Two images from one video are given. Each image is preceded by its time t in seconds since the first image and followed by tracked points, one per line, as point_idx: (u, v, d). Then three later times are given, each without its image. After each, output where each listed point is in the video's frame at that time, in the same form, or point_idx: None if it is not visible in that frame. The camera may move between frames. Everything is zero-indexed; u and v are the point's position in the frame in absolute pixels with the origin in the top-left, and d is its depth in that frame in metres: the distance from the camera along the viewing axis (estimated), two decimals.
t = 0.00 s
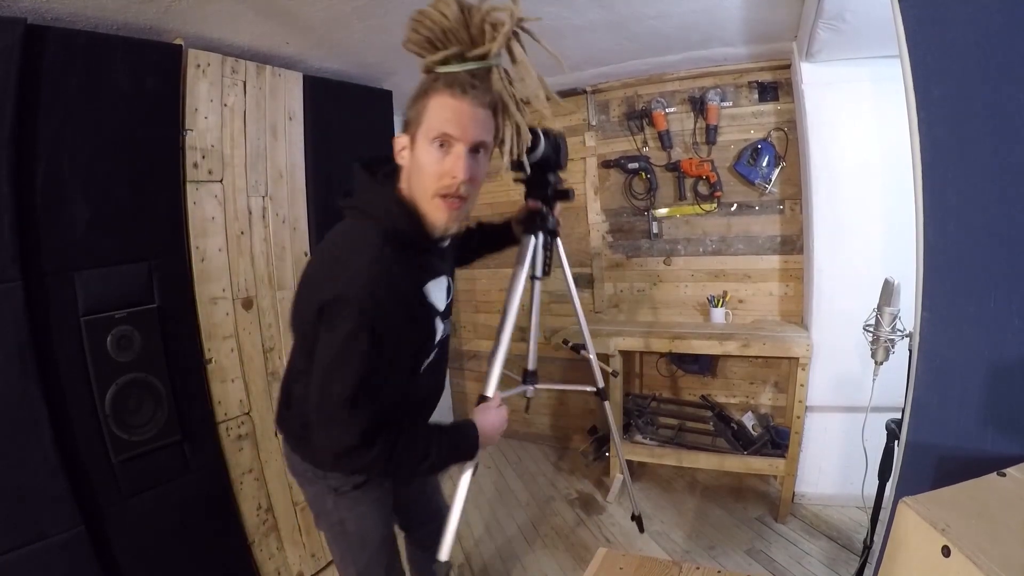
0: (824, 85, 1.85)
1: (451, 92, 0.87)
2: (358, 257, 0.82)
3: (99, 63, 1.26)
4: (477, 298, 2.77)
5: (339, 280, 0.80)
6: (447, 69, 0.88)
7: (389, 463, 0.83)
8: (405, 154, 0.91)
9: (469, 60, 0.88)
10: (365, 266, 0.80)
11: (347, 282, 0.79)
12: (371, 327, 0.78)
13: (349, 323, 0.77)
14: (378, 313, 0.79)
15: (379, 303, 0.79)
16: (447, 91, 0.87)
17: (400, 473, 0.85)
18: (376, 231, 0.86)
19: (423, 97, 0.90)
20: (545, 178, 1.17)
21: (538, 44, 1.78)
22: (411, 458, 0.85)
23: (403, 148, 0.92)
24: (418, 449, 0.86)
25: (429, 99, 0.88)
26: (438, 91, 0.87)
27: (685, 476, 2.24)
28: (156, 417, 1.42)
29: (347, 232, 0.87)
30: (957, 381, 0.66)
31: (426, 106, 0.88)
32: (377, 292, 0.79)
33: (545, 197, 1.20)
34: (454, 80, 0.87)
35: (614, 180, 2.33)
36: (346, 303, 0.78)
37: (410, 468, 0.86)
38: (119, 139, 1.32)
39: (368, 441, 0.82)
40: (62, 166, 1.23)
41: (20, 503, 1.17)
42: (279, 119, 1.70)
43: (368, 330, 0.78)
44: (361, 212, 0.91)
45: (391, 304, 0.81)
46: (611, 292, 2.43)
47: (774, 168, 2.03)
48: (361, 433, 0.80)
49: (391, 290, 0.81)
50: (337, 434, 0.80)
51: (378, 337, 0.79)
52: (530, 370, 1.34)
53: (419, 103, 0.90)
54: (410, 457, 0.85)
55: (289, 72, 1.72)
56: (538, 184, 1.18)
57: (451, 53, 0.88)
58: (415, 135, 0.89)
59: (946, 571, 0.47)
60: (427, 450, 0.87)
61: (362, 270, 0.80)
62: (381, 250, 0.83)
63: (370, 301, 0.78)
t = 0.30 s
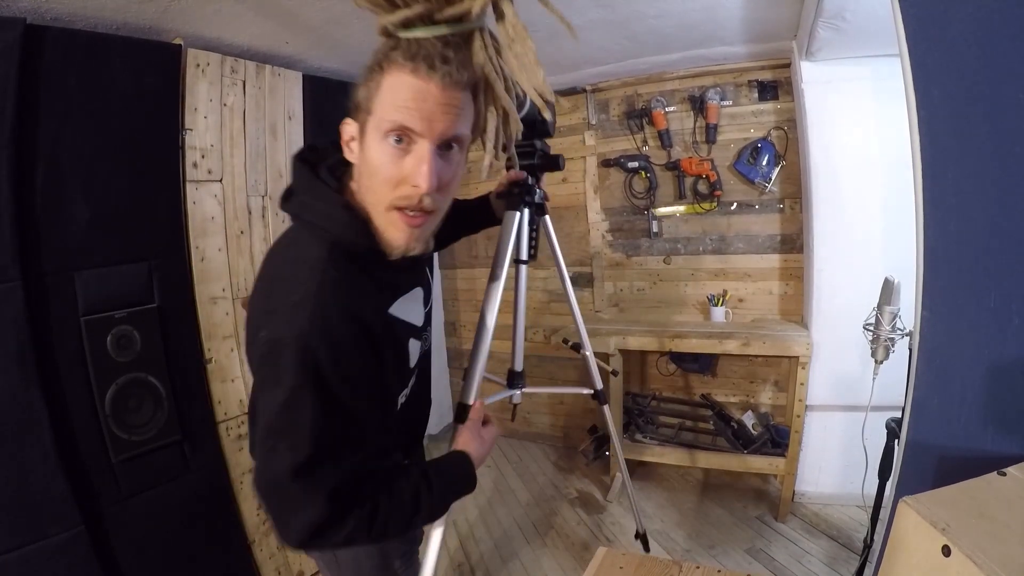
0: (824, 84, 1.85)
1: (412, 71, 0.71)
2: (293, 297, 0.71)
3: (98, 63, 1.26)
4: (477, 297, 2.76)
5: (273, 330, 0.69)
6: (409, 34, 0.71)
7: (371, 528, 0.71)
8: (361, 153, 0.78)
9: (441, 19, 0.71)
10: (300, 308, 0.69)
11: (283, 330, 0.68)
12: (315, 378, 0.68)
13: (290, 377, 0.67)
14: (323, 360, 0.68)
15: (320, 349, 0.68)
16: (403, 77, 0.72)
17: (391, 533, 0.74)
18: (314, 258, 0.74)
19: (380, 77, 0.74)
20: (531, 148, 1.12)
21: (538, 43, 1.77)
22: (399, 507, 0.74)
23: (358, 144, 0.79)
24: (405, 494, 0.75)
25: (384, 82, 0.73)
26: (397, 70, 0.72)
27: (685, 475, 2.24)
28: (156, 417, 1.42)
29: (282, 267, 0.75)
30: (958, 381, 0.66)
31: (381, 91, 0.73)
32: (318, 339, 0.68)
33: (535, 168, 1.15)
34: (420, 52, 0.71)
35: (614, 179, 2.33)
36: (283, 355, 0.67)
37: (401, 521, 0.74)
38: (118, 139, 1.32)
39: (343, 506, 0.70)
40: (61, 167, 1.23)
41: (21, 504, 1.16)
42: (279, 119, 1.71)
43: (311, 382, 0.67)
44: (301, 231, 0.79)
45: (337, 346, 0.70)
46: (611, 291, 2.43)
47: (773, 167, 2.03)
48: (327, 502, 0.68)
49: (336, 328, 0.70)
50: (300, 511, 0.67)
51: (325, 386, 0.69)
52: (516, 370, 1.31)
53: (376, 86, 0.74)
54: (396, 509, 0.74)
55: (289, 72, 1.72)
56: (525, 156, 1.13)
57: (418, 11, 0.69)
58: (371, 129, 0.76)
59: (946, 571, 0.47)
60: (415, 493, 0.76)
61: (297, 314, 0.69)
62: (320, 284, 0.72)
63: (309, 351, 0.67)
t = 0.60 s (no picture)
0: (824, 83, 1.85)
1: (463, 76, 0.65)
2: (241, 284, 0.69)
3: (98, 63, 1.26)
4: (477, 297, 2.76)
5: (219, 317, 0.68)
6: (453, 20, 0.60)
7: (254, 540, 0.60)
8: (383, 147, 0.73)
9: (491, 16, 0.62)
10: (244, 296, 0.68)
11: (225, 316, 0.67)
12: (242, 366, 0.63)
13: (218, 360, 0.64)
14: (252, 350, 0.64)
15: (250, 339, 0.64)
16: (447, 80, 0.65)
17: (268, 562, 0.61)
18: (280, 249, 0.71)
19: (417, 67, 0.66)
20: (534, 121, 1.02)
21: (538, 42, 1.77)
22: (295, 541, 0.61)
23: (378, 134, 0.73)
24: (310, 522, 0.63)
25: (426, 82, 0.66)
26: (444, 69, 0.65)
27: (685, 474, 2.24)
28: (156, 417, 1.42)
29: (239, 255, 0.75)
30: (956, 380, 0.66)
31: (424, 91, 0.67)
32: (252, 327, 0.65)
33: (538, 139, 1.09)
34: (465, 48, 0.62)
35: (614, 179, 2.33)
36: (237, 348, 0.63)
37: (292, 555, 0.61)
38: (117, 139, 1.32)
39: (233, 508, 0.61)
40: (61, 167, 1.23)
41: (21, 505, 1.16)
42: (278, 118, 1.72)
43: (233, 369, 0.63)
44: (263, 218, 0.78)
45: (271, 339, 0.65)
46: (611, 291, 2.42)
47: (773, 167, 2.03)
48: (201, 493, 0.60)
49: (275, 322, 0.66)
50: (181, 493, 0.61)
51: (251, 378, 0.64)
52: (513, 348, 1.23)
53: (411, 78, 0.67)
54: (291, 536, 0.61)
55: (288, 71, 1.72)
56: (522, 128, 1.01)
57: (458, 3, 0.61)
58: (404, 127, 0.71)
59: (946, 570, 0.47)
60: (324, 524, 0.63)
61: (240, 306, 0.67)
62: (264, 272, 0.69)
63: (241, 338, 0.64)
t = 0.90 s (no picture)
0: (824, 84, 1.85)
1: (441, 38, 0.66)
2: (242, 276, 0.69)
3: (98, 63, 1.26)
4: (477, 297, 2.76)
5: (221, 308, 0.67)
6: None
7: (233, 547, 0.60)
8: (366, 123, 0.72)
9: None
10: (249, 292, 0.67)
11: (228, 309, 0.66)
12: (241, 363, 0.62)
13: (217, 352, 0.63)
14: (254, 349, 0.63)
15: (253, 338, 0.63)
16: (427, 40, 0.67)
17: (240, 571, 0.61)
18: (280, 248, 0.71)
19: (397, 32, 0.68)
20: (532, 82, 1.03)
21: (538, 43, 1.77)
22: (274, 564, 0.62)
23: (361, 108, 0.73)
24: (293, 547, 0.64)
25: (406, 43, 0.67)
26: (423, 35, 0.67)
27: (685, 475, 2.23)
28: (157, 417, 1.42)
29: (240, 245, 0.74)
30: (957, 381, 0.66)
31: (400, 57, 0.68)
32: (255, 326, 0.64)
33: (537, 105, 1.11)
34: (445, 11, 0.66)
35: (614, 180, 2.33)
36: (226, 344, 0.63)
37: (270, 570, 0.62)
38: (117, 139, 1.32)
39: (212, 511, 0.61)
40: (61, 167, 1.23)
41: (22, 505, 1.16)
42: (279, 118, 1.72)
43: (233, 365, 0.61)
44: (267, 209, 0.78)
45: (273, 339, 0.65)
46: (611, 292, 2.42)
47: (774, 168, 2.03)
48: (182, 489, 0.58)
49: (278, 325, 0.65)
50: (159, 485, 0.59)
51: (250, 378, 0.63)
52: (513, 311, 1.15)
53: (391, 48, 0.68)
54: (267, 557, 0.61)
55: (289, 72, 1.71)
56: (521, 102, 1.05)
57: None
58: (383, 99, 0.70)
59: (946, 570, 0.47)
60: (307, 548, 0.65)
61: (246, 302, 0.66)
62: (268, 268, 0.68)
63: (244, 335, 0.63)
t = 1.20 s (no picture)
0: (825, 84, 1.85)
1: (405, 21, 0.71)
2: (237, 277, 0.69)
3: (99, 64, 1.26)
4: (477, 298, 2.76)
5: (219, 313, 0.66)
6: None
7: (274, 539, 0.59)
8: (342, 112, 0.79)
9: None
10: (244, 292, 0.67)
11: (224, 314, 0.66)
12: (247, 363, 0.62)
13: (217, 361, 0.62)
14: (255, 348, 0.63)
15: (255, 335, 0.63)
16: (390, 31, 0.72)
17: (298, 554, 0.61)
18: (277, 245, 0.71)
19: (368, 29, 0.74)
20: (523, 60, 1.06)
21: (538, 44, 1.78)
22: (321, 529, 0.62)
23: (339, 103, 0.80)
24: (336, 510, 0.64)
25: (372, 36, 0.73)
26: (390, 20, 0.72)
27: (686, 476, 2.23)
28: (156, 417, 1.42)
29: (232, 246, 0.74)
30: (957, 380, 0.66)
31: (369, 44, 0.74)
32: (254, 324, 0.64)
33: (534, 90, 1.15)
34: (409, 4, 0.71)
35: (614, 180, 2.33)
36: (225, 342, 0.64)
37: (321, 547, 0.61)
38: (117, 139, 1.32)
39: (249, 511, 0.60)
40: (61, 167, 1.23)
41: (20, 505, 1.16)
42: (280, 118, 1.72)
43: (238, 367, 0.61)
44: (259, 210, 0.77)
45: (272, 336, 0.65)
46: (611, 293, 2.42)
47: (774, 168, 2.04)
48: (214, 502, 0.57)
49: (276, 320, 0.66)
50: (190, 505, 0.58)
51: (255, 376, 0.62)
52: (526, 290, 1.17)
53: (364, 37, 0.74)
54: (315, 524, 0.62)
55: (289, 72, 1.71)
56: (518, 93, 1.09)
57: None
58: (356, 87, 0.76)
59: (946, 571, 0.47)
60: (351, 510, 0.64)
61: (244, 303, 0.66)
62: (263, 266, 0.68)
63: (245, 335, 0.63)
